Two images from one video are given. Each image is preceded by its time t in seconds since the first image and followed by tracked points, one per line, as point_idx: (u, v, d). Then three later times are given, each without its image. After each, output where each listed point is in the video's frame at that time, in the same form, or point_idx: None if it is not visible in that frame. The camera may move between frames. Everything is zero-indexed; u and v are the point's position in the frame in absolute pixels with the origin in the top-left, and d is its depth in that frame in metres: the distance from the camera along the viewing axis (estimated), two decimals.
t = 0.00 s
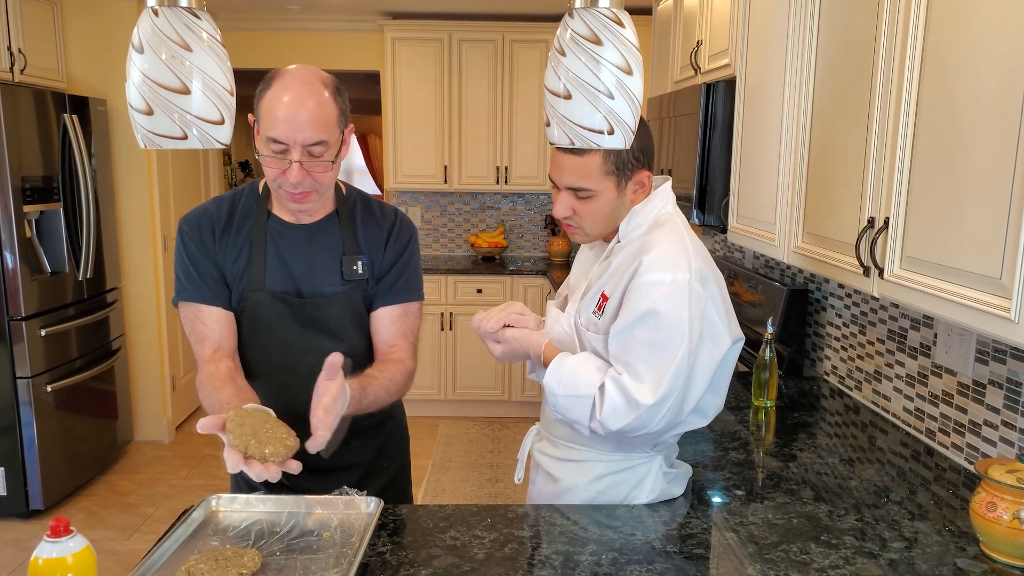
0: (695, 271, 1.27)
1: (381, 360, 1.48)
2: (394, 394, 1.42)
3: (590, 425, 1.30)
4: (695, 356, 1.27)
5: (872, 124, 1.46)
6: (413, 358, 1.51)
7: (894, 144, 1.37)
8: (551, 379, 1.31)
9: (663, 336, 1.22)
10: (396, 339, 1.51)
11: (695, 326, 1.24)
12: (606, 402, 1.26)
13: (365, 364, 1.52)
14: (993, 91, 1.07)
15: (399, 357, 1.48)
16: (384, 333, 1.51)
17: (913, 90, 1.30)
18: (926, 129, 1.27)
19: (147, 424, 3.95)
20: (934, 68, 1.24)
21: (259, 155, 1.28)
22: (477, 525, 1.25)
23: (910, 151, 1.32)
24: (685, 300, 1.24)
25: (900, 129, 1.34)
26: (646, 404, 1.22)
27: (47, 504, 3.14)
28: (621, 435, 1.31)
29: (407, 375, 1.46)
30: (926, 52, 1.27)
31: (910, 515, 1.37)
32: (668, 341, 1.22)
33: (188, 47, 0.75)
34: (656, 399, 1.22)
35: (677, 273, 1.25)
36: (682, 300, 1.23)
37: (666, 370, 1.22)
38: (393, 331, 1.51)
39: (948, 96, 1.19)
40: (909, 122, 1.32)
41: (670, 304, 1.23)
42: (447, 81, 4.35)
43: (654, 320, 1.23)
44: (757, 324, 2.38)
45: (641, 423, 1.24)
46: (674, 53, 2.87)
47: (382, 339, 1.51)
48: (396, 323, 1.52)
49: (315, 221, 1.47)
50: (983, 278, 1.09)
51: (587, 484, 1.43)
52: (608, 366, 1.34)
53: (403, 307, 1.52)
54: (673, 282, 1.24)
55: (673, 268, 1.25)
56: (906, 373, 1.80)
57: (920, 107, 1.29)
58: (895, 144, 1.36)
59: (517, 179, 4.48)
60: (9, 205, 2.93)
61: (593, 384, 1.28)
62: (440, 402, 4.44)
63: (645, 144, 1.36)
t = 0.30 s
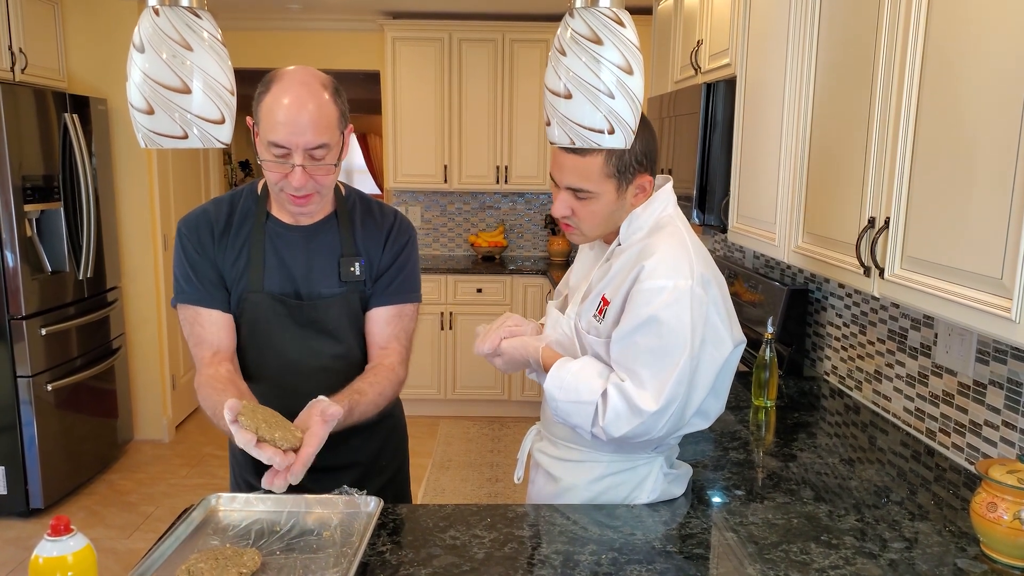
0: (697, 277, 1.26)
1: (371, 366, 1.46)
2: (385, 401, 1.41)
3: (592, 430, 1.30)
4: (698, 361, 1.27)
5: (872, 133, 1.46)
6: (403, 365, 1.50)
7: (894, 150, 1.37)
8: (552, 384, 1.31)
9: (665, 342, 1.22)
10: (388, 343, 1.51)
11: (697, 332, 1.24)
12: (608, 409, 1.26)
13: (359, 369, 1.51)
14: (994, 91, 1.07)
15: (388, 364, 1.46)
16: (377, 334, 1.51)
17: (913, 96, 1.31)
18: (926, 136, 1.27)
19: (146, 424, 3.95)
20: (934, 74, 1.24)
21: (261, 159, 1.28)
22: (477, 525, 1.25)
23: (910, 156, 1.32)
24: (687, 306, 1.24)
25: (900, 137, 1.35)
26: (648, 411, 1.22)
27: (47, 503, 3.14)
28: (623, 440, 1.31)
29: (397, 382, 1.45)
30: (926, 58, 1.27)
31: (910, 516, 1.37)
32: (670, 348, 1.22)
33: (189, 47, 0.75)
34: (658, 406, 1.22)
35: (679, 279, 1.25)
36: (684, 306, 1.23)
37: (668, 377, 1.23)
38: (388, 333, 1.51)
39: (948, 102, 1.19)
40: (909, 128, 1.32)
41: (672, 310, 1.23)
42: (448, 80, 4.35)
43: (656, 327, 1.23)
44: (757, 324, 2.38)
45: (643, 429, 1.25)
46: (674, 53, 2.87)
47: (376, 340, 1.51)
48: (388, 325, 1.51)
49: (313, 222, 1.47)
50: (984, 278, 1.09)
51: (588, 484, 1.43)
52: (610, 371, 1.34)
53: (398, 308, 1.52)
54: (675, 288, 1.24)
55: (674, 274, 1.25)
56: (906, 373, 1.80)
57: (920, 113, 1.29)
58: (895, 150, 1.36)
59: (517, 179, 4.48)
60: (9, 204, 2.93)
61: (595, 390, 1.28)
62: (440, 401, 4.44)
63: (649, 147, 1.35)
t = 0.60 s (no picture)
0: (695, 277, 1.26)
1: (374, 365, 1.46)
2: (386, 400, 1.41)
3: (591, 430, 1.30)
4: (696, 361, 1.27)
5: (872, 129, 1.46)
6: (407, 363, 1.50)
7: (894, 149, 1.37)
8: (551, 384, 1.31)
9: (663, 343, 1.22)
10: (393, 339, 1.51)
11: (695, 332, 1.24)
12: (606, 409, 1.26)
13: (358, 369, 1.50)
14: (994, 88, 1.07)
15: (392, 363, 1.46)
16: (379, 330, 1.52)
17: (913, 93, 1.31)
18: (925, 134, 1.27)
19: (146, 423, 3.95)
20: (934, 72, 1.24)
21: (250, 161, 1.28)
22: (476, 524, 1.25)
23: (910, 153, 1.32)
24: (685, 306, 1.23)
25: (899, 137, 1.35)
26: (646, 411, 1.22)
27: (47, 502, 3.14)
28: (621, 440, 1.31)
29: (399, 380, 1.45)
30: (926, 56, 1.27)
31: (910, 515, 1.37)
32: (667, 348, 1.22)
33: (187, 46, 0.75)
34: (656, 406, 1.22)
35: (677, 279, 1.25)
36: (682, 306, 1.23)
37: (666, 377, 1.22)
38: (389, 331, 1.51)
39: (948, 100, 1.19)
40: (908, 127, 1.32)
41: (671, 311, 1.23)
42: (448, 79, 4.35)
43: (653, 327, 1.23)
44: (757, 323, 2.38)
45: (641, 429, 1.25)
46: (674, 52, 2.86)
47: (379, 336, 1.51)
48: (391, 323, 1.52)
49: (308, 223, 1.46)
50: (983, 277, 1.09)
51: (587, 483, 1.43)
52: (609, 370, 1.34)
53: (400, 307, 1.52)
54: (673, 288, 1.24)
55: (673, 275, 1.25)
56: (906, 373, 1.80)
57: (920, 110, 1.29)
58: (895, 147, 1.36)
59: (516, 178, 4.47)
60: (9, 204, 2.93)
61: (593, 390, 1.28)
62: (440, 401, 4.44)
63: (644, 148, 1.37)
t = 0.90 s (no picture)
0: (689, 272, 1.26)
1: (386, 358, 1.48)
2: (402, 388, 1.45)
3: (587, 426, 1.30)
4: (691, 356, 1.27)
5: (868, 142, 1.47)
6: (420, 349, 1.53)
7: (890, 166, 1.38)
8: (547, 380, 1.31)
9: (657, 336, 1.22)
10: (402, 327, 1.53)
11: (689, 327, 1.24)
12: (601, 404, 1.26)
13: (360, 365, 1.50)
14: (992, 86, 1.07)
15: (405, 351, 1.49)
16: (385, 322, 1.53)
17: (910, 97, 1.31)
18: (924, 134, 1.26)
19: (146, 423, 3.95)
20: (933, 68, 1.24)
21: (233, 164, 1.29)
22: (475, 524, 1.25)
23: (910, 133, 1.31)
24: (678, 300, 1.23)
25: (896, 141, 1.35)
26: (640, 404, 1.22)
27: (46, 502, 3.14)
28: (617, 436, 1.31)
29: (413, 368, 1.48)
30: (925, 50, 1.27)
31: (908, 515, 1.37)
32: (661, 341, 1.22)
33: (185, 45, 0.75)
34: (650, 400, 1.22)
35: (671, 273, 1.25)
36: (676, 301, 1.23)
37: (660, 371, 1.22)
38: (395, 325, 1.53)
39: (947, 99, 1.19)
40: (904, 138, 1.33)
41: (664, 305, 1.23)
42: (447, 79, 4.34)
43: (647, 321, 1.23)
44: (756, 322, 2.38)
45: (635, 424, 1.24)
46: (673, 50, 2.86)
47: (388, 326, 1.53)
48: (398, 315, 1.53)
49: (299, 222, 1.46)
50: (981, 276, 1.09)
51: (585, 480, 1.44)
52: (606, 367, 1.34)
53: (403, 299, 1.52)
54: (667, 282, 1.24)
55: (666, 270, 1.25)
56: (904, 372, 1.80)
57: (920, 90, 1.28)
58: (894, 128, 1.36)
59: (516, 178, 4.48)
60: (7, 203, 2.93)
61: (588, 385, 1.28)
62: (439, 400, 4.44)
63: (639, 143, 1.39)
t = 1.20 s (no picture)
0: (682, 266, 1.27)
1: (385, 376, 1.41)
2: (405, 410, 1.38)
3: (582, 422, 1.30)
4: (685, 351, 1.27)
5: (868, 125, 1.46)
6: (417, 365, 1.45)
7: (889, 146, 1.37)
8: (541, 378, 1.31)
9: (650, 329, 1.23)
10: (397, 343, 1.45)
11: (682, 320, 1.24)
12: (594, 399, 1.26)
13: (357, 369, 1.50)
14: (989, 85, 1.07)
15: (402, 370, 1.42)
16: (381, 335, 1.47)
17: (908, 100, 1.31)
18: (921, 129, 1.27)
19: (145, 424, 3.95)
20: (930, 66, 1.24)
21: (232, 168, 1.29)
22: (473, 524, 1.25)
23: (910, 105, 1.30)
24: (671, 294, 1.24)
25: (896, 114, 1.34)
26: (633, 398, 1.22)
27: (45, 503, 3.14)
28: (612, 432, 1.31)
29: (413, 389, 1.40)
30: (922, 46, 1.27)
31: (907, 515, 1.37)
32: (653, 335, 1.22)
33: (181, 46, 0.75)
34: (643, 393, 1.22)
35: (664, 268, 1.25)
36: (669, 295, 1.24)
37: (653, 365, 1.22)
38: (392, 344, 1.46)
39: (945, 98, 1.19)
40: (903, 121, 1.32)
41: (657, 299, 1.23)
42: (446, 79, 4.34)
43: (639, 314, 1.23)
44: (755, 322, 2.38)
45: (629, 418, 1.24)
46: (672, 51, 2.86)
47: (381, 339, 1.47)
48: (390, 323, 1.47)
49: (297, 225, 1.45)
50: (978, 276, 1.09)
51: (583, 479, 1.45)
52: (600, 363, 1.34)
53: (398, 305, 1.47)
54: (659, 276, 1.24)
55: (659, 264, 1.26)
56: (903, 371, 1.80)
57: (920, 61, 1.27)
58: (890, 150, 1.36)
59: (515, 178, 4.48)
60: (6, 204, 2.93)
61: (582, 381, 1.28)
62: (439, 401, 4.44)
63: (633, 140, 1.40)
